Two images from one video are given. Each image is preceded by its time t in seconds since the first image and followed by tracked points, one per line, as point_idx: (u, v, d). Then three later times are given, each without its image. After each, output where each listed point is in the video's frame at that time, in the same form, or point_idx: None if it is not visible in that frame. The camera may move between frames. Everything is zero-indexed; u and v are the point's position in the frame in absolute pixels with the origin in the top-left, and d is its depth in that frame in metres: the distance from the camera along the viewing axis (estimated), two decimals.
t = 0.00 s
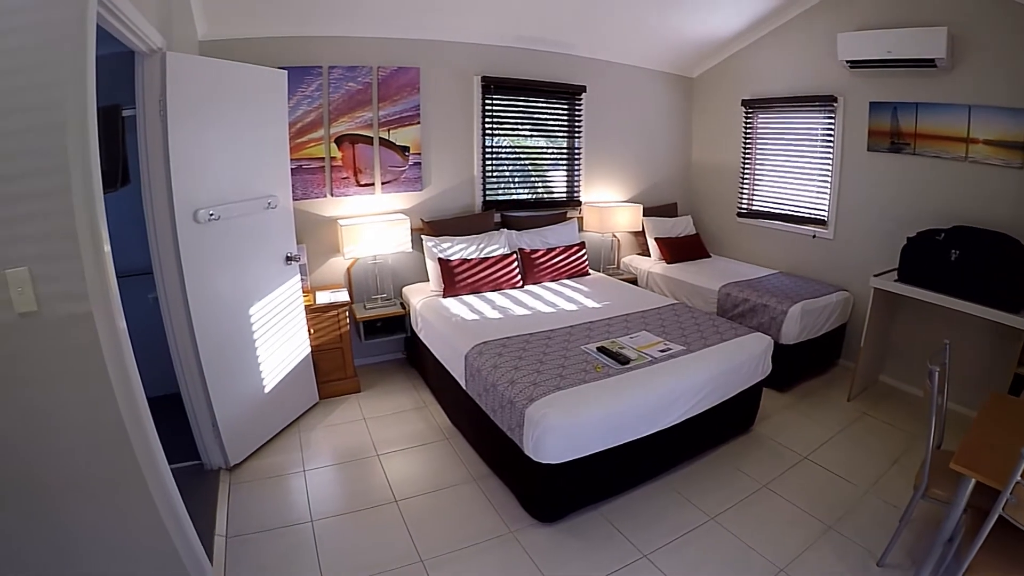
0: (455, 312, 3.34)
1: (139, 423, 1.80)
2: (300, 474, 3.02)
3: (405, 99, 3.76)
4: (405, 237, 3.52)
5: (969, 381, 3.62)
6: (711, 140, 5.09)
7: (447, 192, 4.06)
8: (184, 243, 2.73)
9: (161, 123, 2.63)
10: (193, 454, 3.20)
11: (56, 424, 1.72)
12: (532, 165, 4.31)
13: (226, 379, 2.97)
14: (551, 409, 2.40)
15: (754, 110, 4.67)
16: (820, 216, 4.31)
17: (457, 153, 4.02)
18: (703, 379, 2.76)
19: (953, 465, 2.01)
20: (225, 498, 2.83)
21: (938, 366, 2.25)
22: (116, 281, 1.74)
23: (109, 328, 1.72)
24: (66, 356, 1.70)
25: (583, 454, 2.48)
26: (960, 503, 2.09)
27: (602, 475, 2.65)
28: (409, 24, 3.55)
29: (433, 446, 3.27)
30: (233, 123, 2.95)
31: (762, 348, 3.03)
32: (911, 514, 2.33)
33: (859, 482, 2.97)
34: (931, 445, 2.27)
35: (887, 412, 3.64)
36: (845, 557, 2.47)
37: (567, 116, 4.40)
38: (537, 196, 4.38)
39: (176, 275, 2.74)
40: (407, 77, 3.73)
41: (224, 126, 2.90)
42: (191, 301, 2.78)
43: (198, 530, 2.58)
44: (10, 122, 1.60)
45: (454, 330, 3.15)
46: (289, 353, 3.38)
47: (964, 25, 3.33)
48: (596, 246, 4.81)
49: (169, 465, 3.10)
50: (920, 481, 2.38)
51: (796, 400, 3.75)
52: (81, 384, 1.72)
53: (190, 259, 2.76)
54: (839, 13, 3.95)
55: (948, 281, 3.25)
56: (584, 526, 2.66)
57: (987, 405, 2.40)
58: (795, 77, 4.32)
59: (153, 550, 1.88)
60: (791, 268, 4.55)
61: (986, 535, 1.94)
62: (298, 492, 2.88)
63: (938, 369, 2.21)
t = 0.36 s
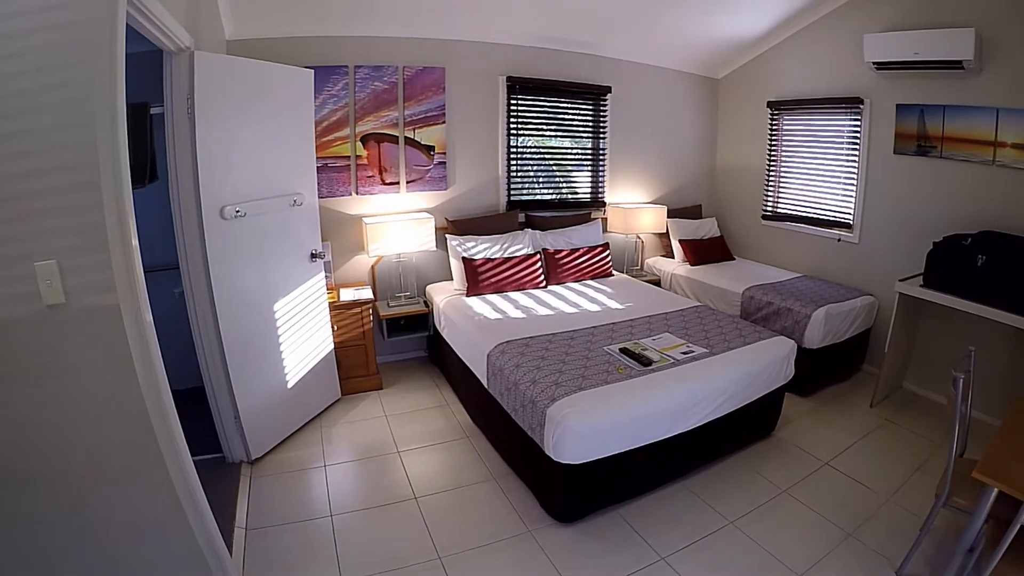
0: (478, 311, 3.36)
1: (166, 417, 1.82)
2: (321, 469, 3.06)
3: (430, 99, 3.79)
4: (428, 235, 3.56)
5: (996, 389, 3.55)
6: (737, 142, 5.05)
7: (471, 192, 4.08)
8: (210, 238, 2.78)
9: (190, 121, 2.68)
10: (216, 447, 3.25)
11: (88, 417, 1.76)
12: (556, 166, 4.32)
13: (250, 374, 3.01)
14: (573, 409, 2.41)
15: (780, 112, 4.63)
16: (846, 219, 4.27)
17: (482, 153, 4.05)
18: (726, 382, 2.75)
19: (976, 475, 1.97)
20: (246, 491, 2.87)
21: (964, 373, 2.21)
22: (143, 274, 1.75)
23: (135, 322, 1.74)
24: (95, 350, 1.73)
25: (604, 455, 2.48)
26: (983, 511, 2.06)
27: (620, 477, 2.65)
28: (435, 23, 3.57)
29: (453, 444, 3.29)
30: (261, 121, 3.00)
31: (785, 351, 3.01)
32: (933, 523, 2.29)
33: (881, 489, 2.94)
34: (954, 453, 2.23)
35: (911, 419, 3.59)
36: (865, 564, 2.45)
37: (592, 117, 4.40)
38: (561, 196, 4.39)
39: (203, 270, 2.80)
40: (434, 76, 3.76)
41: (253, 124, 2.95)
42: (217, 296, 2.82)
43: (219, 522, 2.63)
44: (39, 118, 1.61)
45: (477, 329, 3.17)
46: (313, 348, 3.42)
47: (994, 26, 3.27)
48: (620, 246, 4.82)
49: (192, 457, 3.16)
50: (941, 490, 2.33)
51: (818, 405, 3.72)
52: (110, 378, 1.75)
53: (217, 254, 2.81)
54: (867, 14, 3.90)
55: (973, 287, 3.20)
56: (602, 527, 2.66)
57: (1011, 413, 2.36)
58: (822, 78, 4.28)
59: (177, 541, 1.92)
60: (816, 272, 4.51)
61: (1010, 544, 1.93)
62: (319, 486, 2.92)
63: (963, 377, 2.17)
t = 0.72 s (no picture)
0: (490, 310, 3.37)
1: (176, 413, 1.83)
2: (331, 466, 3.07)
3: (444, 97, 3.79)
4: (441, 233, 3.57)
5: (1011, 394, 3.51)
6: (751, 142, 5.02)
7: (483, 191, 4.08)
8: (223, 235, 2.80)
9: (203, 118, 2.69)
10: (226, 442, 3.28)
11: (98, 414, 1.77)
12: (569, 165, 4.32)
13: (261, 370, 3.03)
14: (583, 409, 2.41)
15: (795, 112, 4.60)
16: (860, 221, 4.23)
17: (495, 152, 4.05)
18: (737, 383, 2.73)
19: (987, 482, 1.94)
20: (256, 487, 2.89)
21: (977, 378, 2.18)
22: (154, 268, 1.76)
23: (147, 317, 1.75)
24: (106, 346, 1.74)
25: (614, 455, 2.47)
26: (995, 516, 2.04)
27: (629, 478, 2.64)
28: (448, 22, 3.57)
29: (463, 443, 3.29)
30: (274, 119, 3.01)
31: (797, 353, 2.99)
32: (943, 530, 2.26)
33: (892, 494, 2.91)
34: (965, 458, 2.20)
35: (924, 423, 3.56)
36: (874, 568, 2.43)
37: (605, 116, 4.39)
38: (574, 196, 4.39)
39: (215, 267, 2.81)
40: (447, 75, 3.76)
41: (266, 122, 2.96)
42: (228, 293, 2.84)
43: (228, 518, 2.64)
44: (40, 118, 1.60)
45: (488, 328, 3.17)
46: (325, 345, 3.44)
47: (1010, 26, 3.22)
48: (633, 246, 4.81)
49: (203, 452, 3.19)
50: (951, 495, 2.30)
51: (830, 407, 3.69)
52: (121, 374, 1.76)
53: (230, 251, 2.82)
54: (882, 14, 3.86)
55: (988, 290, 3.16)
56: (611, 528, 2.65)
57: None
58: (837, 78, 4.24)
59: (189, 534, 1.94)
60: (830, 273, 4.48)
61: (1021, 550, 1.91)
62: (328, 483, 2.93)
63: (977, 382, 2.14)
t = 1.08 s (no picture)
0: (496, 310, 3.37)
1: (182, 411, 1.84)
2: (337, 464, 3.08)
3: (451, 97, 3.80)
4: (447, 233, 3.58)
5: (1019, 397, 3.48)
6: (758, 142, 5.01)
7: (490, 190, 4.09)
8: (230, 234, 2.81)
9: (211, 116, 2.71)
10: (232, 440, 3.29)
11: (104, 411, 1.78)
12: (576, 165, 4.32)
13: (268, 368, 3.04)
14: (589, 409, 2.41)
15: (802, 112, 4.59)
16: (868, 222, 4.22)
17: (502, 151, 4.05)
18: (744, 384, 2.72)
19: (994, 484, 1.93)
20: (262, 484, 2.91)
21: (984, 380, 2.15)
22: (162, 266, 1.78)
23: (154, 315, 1.76)
24: (113, 344, 1.74)
25: (620, 455, 2.47)
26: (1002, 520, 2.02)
27: (635, 478, 2.64)
28: (455, 21, 3.57)
29: (468, 442, 3.30)
30: (282, 117, 3.02)
31: (804, 355, 2.98)
32: (949, 533, 2.24)
33: (899, 496, 2.90)
34: (972, 461, 2.19)
35: (931, 425, 3.55)
36: (880, 571, 2.42)
37: (612, 116, 4.39)
38: (581, 195, 4.40)
39: (222, 266, 2.83)
40: (454, 74, 3.76)
41: (273, 120, 2.97)
42: (235, 291, 2.85)
43: (234, 515, 2.66)
44: (43, 117, 1.61)
45: (494, 327, 3.18)
46: (331, 344, 3.45)
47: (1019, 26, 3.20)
48: (640, 246, 4.80)
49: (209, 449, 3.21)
50: (958, 498, 2.29)
51: (836, 409, 3.68)
52: (127, 372, 1.77)
53: (237, 249, 2.84)
54: (891, 13, 3.84)
55: (996, 292, 3.14)
56: (616, 528, 2.65)
57: None
58: (845, 79, 4.22)
59: (195, 531, 1.95)
60: (838, 274, 4.46)
61: None
62: (333, 481, 2.94)
63: (984, 384, 2.12)
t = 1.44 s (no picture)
0: (499, 309, 3.38)
1: (186, 410, 1.86)
2: (340, 463, 3.10)
3: (455, 97, 3.81)
4: (451, 233, 3.59)
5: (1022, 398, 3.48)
6: (761, 143, 5.01)
7: (494, 190, 4.10)
8: (235, 233, 2.83)
9: (216, 116, 2.72)
10: (236, 439, 3.31)
11: (107, 410, 1.79)
12: (580, 165, 4.33)
13: (273, 367, 3.06)
14: (592, 408, 2.41)
15: (806, 113, 4.59)
16: (871, 223, 4.22)
17: (505, 151, 4.06)
18: (746, 384, 2.73)
19: (996, 484, 1.93)
20: (265, 483, 2.92)
21: (987, 380, 2.15)
22: (167, 264, 1.79)
23: (159, 314, 1.77)
24: (117, 343, 1.76)
25: (623, 455, 2.48)
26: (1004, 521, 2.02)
27: (636, 478, 2.64)
28: (460, 21, 3.58)
29: (471, 441, 3.31)
30: (287, 117, 3.04)
31: (806, 355, 2.98)
32: (950, 533, 2.24)
33: (901, 497, 2.90)
34: (974, 461, 2.19)
35: (933, 426, 3.55)
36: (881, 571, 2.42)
37: (615, 116, 4.40)
38: (585, 196, 4.40)
39: (227, 265, 2.84)
40: (458, 74, 3.77)
41: (279, 120, 2.99)
42: (239, 290, 2.86)
43: (238, 513, 2.67)
44: (44, 117, 1.63)
45: (497, 327, 3.19)
46: (335, 343, 3.46)
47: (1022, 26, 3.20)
48: (642, 246, 4.81)
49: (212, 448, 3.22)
50: (960, 498, 2.29)
51: (839, 410, 3.68)
52: (131, 370, 1.78)
53: (241, 248, 2.85)
54: (894, 13, 3.84)
55: (999, 293, 3.14)
56: (618, 528, 2.66)
57: None
58: (848, 79, 4.22)
59: (199, 529, 1.96)
60: (840, 275, 4.46)
61: None
62: (336, 480, 2.96)
63: (986, 384, 2.11)
